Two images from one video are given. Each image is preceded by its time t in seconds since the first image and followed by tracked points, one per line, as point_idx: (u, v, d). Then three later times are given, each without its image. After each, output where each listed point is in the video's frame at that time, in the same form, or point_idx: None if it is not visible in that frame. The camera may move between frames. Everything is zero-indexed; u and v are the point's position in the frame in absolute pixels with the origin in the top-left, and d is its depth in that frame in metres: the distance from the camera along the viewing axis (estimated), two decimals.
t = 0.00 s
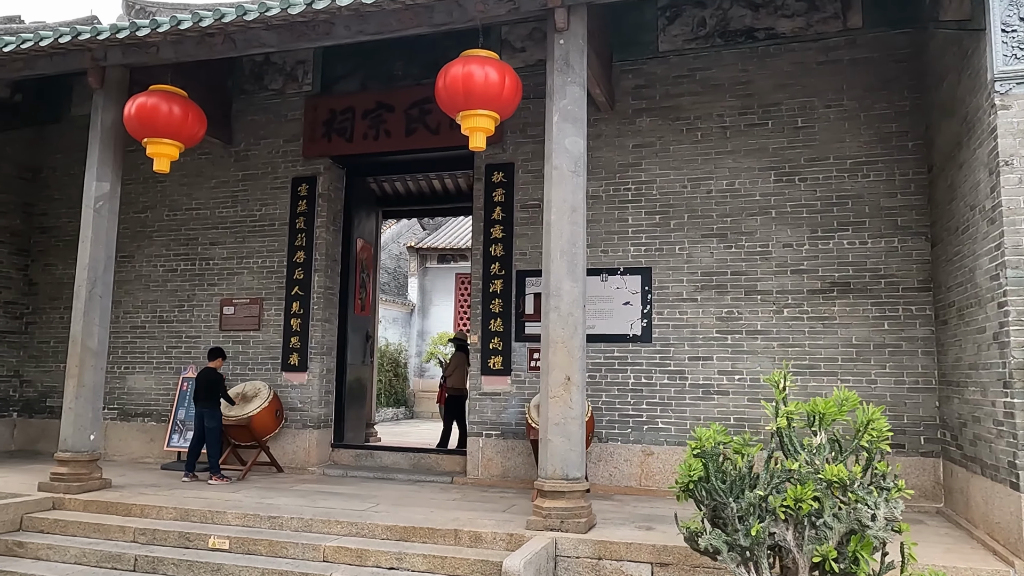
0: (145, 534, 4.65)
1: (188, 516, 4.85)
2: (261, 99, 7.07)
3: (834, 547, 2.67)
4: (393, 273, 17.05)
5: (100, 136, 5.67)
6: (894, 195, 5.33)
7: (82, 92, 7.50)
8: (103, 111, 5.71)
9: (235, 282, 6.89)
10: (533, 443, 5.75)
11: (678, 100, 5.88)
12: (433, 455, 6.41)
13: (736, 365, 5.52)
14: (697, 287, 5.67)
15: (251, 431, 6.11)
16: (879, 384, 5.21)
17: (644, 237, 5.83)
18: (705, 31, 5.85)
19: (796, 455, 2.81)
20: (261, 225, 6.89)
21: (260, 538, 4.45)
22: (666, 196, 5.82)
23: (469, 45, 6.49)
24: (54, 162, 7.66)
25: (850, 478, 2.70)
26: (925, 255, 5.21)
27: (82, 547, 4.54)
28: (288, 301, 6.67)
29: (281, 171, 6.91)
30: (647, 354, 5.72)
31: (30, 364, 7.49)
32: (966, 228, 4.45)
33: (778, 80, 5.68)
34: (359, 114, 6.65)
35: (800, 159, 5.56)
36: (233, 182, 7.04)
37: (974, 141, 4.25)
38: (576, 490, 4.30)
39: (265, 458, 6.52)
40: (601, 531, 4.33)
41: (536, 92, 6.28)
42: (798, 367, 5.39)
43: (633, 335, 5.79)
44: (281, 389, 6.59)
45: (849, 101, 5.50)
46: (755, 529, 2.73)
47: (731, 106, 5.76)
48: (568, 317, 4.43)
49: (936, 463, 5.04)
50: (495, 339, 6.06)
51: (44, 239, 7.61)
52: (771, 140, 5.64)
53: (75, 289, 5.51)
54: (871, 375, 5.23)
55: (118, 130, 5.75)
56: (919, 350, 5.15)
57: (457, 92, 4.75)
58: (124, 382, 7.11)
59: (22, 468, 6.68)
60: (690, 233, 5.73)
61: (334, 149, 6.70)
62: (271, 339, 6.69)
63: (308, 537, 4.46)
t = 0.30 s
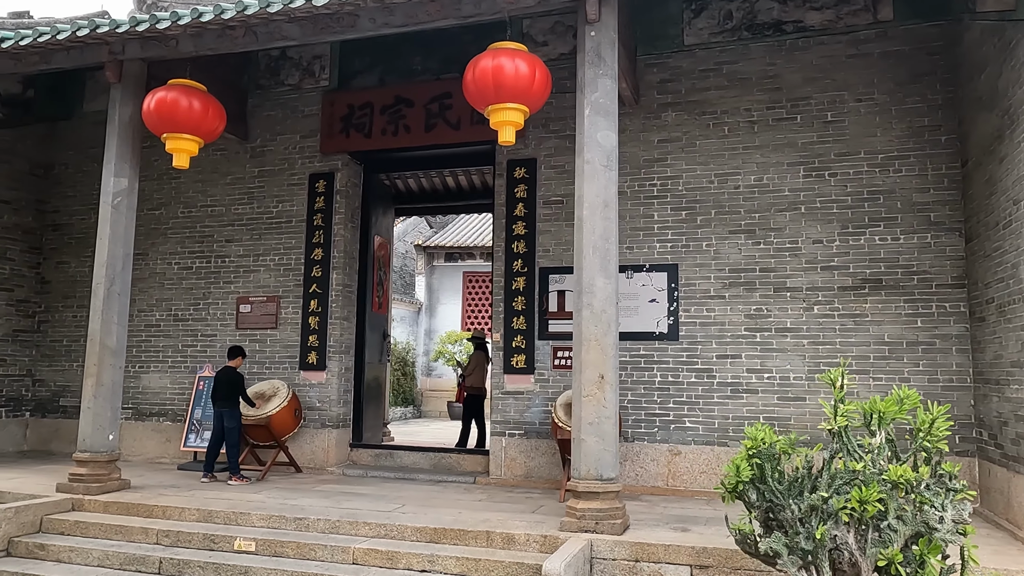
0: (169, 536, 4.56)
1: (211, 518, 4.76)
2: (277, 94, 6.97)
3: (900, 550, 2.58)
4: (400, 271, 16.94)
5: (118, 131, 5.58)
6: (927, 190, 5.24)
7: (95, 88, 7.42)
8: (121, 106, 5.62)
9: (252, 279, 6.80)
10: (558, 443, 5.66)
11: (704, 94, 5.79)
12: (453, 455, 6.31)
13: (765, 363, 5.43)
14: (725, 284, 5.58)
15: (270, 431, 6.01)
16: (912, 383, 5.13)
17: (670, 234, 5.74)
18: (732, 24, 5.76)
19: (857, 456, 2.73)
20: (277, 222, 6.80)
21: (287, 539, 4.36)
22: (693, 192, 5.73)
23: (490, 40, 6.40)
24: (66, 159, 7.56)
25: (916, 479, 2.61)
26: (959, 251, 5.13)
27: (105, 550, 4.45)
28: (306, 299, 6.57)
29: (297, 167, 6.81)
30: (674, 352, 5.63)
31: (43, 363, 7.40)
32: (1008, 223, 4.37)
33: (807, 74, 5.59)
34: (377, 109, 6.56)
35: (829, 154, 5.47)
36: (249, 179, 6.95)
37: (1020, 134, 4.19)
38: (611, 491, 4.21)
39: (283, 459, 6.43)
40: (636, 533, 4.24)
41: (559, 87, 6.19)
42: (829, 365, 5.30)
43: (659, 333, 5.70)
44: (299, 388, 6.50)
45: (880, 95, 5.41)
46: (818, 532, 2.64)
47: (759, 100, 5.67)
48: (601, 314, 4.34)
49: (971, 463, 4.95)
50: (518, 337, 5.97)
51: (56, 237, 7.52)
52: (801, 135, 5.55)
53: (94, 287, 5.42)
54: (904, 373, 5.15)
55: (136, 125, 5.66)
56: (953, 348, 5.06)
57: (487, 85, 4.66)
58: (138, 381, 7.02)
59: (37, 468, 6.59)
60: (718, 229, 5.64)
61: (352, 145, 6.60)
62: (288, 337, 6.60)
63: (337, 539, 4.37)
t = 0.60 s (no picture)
0: (195, 539, 4.50)
1: (237, 520, 4.70)
2: (294, 91, 6.91)
3: (965, 556, 2.53)
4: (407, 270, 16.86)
5: (138, 129, 5.51)
6: (958, 188, 5.18)
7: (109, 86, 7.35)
8: (141, 103, 5.55)
9: (270, 279, 6.73)
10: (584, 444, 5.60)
11: (731, 91, 5.74)
12: (475, 456, 6.25)
13: (794, 363, 5.37)
14: (752, 284, 5.52)
15: (291, 432, 5.94)
16: (944, 383, 5.07)
17: (696, 232, 5.68)
18: (758, 20, 5.70)
19: (918, 459, 2.68)
20: (296, 221, 6.73)
21: (316, 542, 4.30)
22: (719, 190, 5.67)
23: (512, 36, 6.33)
24: (81, 157, 7.51)
25: (982, 483, 2.57)
26: (992, 249, 5.07)
27: (131, 553, 4.39)
28: (326, 298, 6.51)
29: (315, 165, 6.75)
30: (700, 352, 5.57)
31: (57, 363, 7.33)
32: None
33: (835, 70, 5.53)
34: (397, 106, 6.49)
35: (858, 152, 5.42)
36: (267, 177, 6.88)
37: None
38: (646, 493, 4.15)
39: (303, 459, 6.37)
40: (672, 535, 4.19)
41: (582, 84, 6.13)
42: (859, 365, 5.24)
43: (685, 333, 5.64)
44: (318, 388, 6.44)
45: (910, 92, 5.35)
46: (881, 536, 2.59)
47: (786, 97, 5.61)
48: (635, 314, 4.28)
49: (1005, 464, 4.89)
50: (541, 336, 5.90)
51: (70, 236, 7.45)
52: (829, 132, 5.49)
53: (114, 286, 5.36)
54: (936, 373, 5.08)
55: (157, 123, 5.60)
56: (986, 347, 5.00)
57: (517, 82, 4.60)
58: (154, 382, 6.96)
59: (53, 469, 6.53)
60: (745, 227, 5.58)
61: (372, 143, 6.54)
62: (307, 337, 6.54)
63: (367, 542, 4.31)
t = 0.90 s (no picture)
0: (221, 541, 4.42)
1: (262, 522, 4.63)
2: (312, 88, 6.84)
3: None
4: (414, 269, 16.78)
5: (159, 126, 5.44)
6: (990, 186, 5.12)
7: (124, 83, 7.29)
8: (161, 99, 5.49)
9: (288, 277, 6.67)
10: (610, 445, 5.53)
11: (757, 88, 5.67)
12: (497, 457, 6.18)
13: (823, 363, 5.31)
14: (780, 283, 5.45)
15: (312, 432, 5.88)
16: (977, 383, 5.00)
17: (723, 230, 5.62)
18: (785, 16, 5.64)
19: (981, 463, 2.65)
20: (314, 219, 6.66)
21: (346, 545, 4.23)
22: (746, 188, 5.60)
23: (533, 33, 6.27)
24: (96, 155, 7.45)
25: None
26: None
27: (157, 555, 4.32)
28: (345, 297, 6.44)
29: (334, 163, 6.68)
30: (727, 352, 5.50)
31: (72, 363, 7.27)
32: None
33: (864, 67, 5.46)
34: (417, 103, 6.43)
35: (888, 149, 5.35)
36: (284, 175, 6.82)
37: None
38: (681, 495, 4.09)
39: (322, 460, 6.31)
40: (708, 538, 4.12)
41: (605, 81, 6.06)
42: (889, 365, 5.18)
43: (711, 332, 5.58)
44: (337, 388, 6.37)
45: (940, 89, 5.28)
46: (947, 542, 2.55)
47: (814, 94, 5.55)
48: (669, 313, 4.22)
49: None
50: (565, 336, 5.84)
51: (85, 234, 7.39)
52: (858, 130, 5.43)
53: (135, 285, 5.29)
54: (969, 374, 5.02)
55: (177, 119, 5.52)
56: (1019, 347, 4.94)
57: (547, 77, 4.51)
58: (171, 381, 6.89)
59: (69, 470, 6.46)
60: (772, 226, 5.51)
61: (391, 140, 6.47)
62: (326, 337, 6.47)
63: (397, 544, 4.25)
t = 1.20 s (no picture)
0: (244, 542, 4.34)
1: (284, 523, 4.54)
2: (326, 83, 6.75)
3: None
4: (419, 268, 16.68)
5: (176, 120, 5.37)
6: (1021, 180, 5.04)
7: (135, 78, 7.20)
8: (178, 93, 5.40)
9: (302, 274, 6.58)
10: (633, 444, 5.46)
11: (782, 82, 5.59)
12: (516, 456, 6.10)
13: (850, 360, 5.23)
14: (806, 279, 5.38)
15: (329, 431, 5.80)
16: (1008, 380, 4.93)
17: (747, 226, 5.54)
18: (810, 9, 5.55)
19: None
20: (329, 215, 6.57)
21: (372, 546, 4.15)
22: (771, 182, 5.53)
23: (553, 26, 6.18)
24: (106, 151, 7.36)
25: None
26: None
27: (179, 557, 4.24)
28: (361, 294, 6.36)
29: (349, 158, 6.60)
30: (752, 349, 5.43)
31: (82, 361, 7.17)
32: None
33: (891, 60, 5.38)
34: (434, 98, 6.35)
35: (916, 143, 5.27)
36: (299, 171, 6.73)
37: None
38: (716, 495, 4.01)
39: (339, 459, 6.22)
40: (742, 538, 4.04)
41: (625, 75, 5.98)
42: (918, 362, 5.10)
43: (736, 329, 5.50)
44: (353, 386, 6.29)
45: (969, 82, 5.21)
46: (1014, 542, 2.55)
47: (840, 87, 5.47)
48: (702, 309, 4.14)
49: None
50: (586, 333, 5.76)
51: (95, 231, 7.30)
52: (885, 123, 5.35)
53: (151, 281, 5.20)
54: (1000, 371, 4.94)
55: (194, 113, 5.44)
56: None
57: (575, 68, 4.40)
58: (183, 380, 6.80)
59: (81, 469, 6.37)
60: (798, 221, 5.44)
61: (408, 135, 6.39)
62: (342, 334, 6.39)
63: (424, 545, 4.17)
